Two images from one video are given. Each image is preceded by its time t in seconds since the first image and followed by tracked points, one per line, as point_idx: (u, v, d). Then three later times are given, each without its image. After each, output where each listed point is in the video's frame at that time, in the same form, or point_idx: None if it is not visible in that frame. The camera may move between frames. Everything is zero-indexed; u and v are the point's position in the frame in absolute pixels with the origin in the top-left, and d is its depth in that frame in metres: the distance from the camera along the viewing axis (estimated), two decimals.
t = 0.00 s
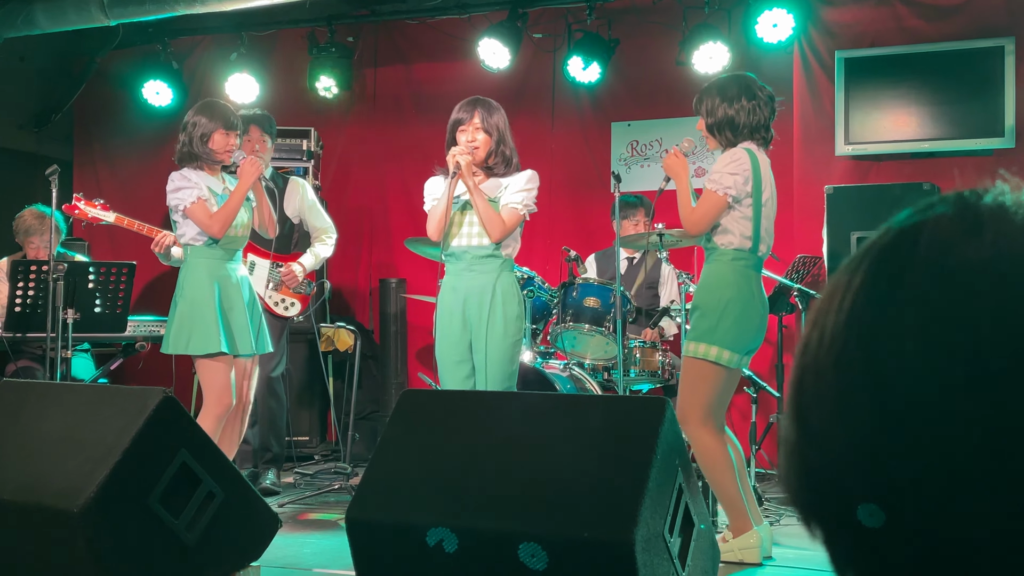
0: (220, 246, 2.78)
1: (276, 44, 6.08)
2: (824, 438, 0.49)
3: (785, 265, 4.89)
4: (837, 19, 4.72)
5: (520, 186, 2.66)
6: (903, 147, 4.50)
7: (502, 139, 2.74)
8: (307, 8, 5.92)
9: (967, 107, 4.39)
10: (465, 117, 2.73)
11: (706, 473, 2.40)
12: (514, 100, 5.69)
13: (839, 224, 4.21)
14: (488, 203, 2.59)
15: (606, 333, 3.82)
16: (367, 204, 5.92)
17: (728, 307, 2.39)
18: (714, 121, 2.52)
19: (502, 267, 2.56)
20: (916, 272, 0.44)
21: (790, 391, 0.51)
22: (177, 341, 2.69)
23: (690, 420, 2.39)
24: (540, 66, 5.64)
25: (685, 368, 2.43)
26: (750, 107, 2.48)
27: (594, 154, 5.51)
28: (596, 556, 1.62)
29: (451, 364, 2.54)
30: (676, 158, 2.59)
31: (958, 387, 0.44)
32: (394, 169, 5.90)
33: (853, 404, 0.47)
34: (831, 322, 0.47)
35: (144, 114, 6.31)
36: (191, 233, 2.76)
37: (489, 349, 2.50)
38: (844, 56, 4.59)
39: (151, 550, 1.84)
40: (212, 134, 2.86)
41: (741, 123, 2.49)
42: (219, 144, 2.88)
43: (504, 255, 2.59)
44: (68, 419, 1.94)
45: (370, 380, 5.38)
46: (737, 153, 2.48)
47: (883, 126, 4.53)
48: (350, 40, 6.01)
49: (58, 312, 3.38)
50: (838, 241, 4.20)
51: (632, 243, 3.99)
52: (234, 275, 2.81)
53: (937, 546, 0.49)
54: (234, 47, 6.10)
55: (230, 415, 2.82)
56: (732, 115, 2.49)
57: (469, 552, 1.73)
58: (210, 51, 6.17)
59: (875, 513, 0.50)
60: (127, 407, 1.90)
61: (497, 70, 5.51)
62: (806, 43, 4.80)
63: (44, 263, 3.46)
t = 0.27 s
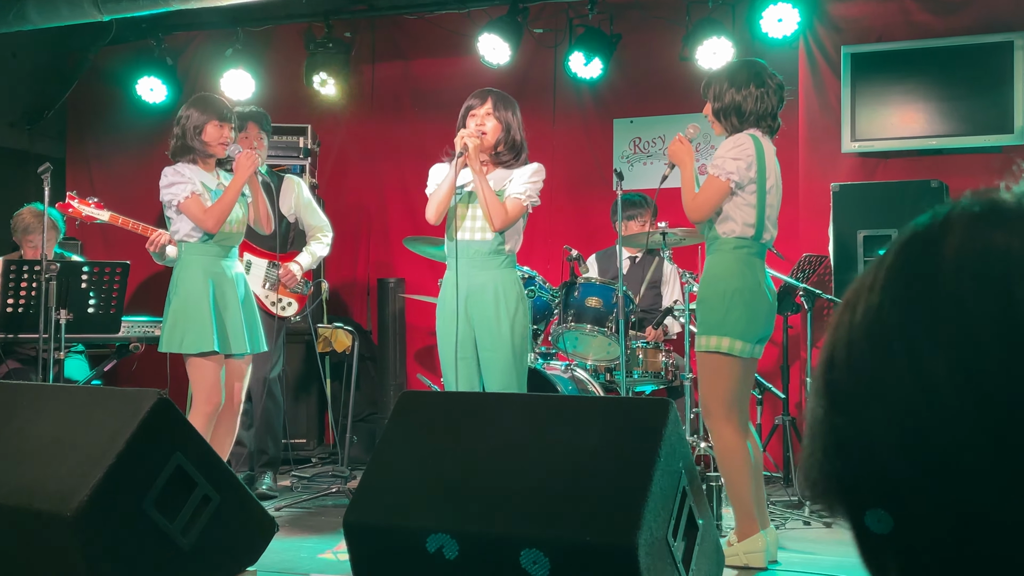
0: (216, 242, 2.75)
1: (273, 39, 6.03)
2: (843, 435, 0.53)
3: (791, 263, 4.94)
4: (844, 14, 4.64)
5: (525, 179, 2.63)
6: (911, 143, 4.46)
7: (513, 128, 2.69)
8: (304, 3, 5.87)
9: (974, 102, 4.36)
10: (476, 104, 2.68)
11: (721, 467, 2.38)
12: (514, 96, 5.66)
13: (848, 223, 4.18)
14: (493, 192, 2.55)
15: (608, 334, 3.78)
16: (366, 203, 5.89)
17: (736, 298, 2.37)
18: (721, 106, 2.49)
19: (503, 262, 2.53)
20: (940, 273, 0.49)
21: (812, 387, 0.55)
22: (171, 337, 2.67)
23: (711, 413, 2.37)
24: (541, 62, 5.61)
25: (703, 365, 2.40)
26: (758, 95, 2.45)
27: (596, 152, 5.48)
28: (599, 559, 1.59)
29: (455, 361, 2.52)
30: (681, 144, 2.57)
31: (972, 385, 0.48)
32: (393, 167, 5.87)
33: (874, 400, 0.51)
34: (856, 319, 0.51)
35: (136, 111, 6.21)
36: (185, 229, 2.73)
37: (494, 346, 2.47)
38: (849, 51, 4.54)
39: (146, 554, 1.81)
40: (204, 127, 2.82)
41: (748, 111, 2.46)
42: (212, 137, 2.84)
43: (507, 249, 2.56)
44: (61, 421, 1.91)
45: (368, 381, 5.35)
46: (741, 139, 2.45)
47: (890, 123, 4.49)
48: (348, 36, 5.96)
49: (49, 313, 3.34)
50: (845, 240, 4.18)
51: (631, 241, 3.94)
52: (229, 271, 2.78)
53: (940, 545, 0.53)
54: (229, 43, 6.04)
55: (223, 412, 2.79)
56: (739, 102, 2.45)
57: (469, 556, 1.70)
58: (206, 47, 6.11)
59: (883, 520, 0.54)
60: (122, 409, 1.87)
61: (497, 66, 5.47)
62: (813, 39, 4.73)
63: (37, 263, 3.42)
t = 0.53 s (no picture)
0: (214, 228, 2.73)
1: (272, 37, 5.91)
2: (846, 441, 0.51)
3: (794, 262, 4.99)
4: (849, 10, 4.63)
5: (530, 178, 2.60)
6: (915, 140, 4.40)
7: (517, 128, 2.66)
8: None
9: (980, 100, 4.30)
10: (480, 101, 2.66)
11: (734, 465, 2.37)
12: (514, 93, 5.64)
13: (852, 221, 4.15)
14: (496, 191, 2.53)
15: (610, 334, 3.75)
16: (365, 201, 5.87)
17: (743, 295, 2.35)
18: (725, 100, 2.46)
19: (507, 261, 2.51)
20: (931, 277, 0.47)
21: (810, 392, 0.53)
22: (162, 334, 2.65)
23: (733, 412, 2.36)
24: (541, 58, 5.59)
25: (715, 364, 2.40)
26: (762, 88, 2.42)
27: (598, 150, 5.46)
28: (601, 562, 1.56)
29: (457, 361, 2.49)
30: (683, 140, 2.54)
31: (968, 385, 0.47)
32: (391, 166, 5.86)
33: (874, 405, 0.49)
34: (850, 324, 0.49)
35: (131, 108, 6.16)
36: (181, 222, 2.69)
37: (497, 347, 2.45)
38: (854, 47, 4.50)
39: (141, 557, 1.79)
40: (199, 119, 2.81)
41: (752, 105, 2.44)
42: (207, 128, 2.83)
43: (511, 248, 2.54)
44: (54, 423, 1.88)
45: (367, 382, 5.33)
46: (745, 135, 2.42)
47: (894, 120, 4.44)
48: (346, 32, 5.94)
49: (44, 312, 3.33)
50: (850, 239, 4.14)
51: (638, 240, 3.96)
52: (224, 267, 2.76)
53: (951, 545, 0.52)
54: (225, 40, 6.00)
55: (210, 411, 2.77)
56: (744, 96, 2.43)
57: (468, 560, 1.68)
58: (201, 44, 6.06)
59: (892, 526, 0.53)
60: (116, 410, 1.84)
61: (497, 62, 5.46)
62: (816, 34, 4.73)
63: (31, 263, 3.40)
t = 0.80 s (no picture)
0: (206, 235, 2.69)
1: (265, 31, 5.93)
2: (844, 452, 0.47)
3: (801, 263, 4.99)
4: (855, 4, 4.56)
5: (538, 180, 2.58)
6: (924, 138, 4.35)
7: (522, 128, 2.63)
8: None
9: (990, 96, 4.25)
10: (482, 102, 2.63)
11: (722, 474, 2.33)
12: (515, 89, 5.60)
13: (860, 221, 4.12)
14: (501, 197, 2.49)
15: (613, 336, 3.72)
16: (362, 200, 5.82)
17: (746, 303, 2.31)
18: (733, 107, 2.43)
19: (512, 264, 2.47)
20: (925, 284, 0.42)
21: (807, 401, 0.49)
22: (156, 339, 2.61)
23: (710, 421, 2.31)
24: (542, 53, 5.55)
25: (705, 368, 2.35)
26: (772, 92, 2.40)
27: (599, 148, 5.42)
28: (603, 569, 1.53)
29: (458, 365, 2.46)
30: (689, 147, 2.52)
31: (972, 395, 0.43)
32: (389, 164, 5.81)
33: (872, 416, 0.45)
34: (847, 330, 0.45)
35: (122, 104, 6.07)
36: (173, 226, 2.67)
37: (500, 351, 2.42)
38: (861, 42, 4.45)
39: (133, 564, 1.75)
40: (191, 122, 2.78)
41: (762, 110, 2.41)
42: (199, 132, 2.80)
43: (515, 252, 2.50)
44: (46, 426, 1.85)
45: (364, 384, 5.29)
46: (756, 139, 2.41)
47: (903, 117, 4.39)
48: (343, 28, 5.89)
49: (36, 313, 3.30)
50: (858, 239, 4.11)
51: (640, 239, 3.91)
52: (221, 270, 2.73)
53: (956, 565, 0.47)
54: (220, 36, 5.94)
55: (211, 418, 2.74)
56: (752, 101, 2.40)
57: (467, 567, 1.64)
58: (195, 39, 5.99)
59: (900, 534, 0.48)
60: (108, 413, 1.81)
61: (497, 58, 5.43)
62: (823, 29, 4.66)
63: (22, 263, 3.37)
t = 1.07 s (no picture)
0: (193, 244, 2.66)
1: (260, 27, 5.92)
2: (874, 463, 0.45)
3: (807, 263, 4.98)
4: None
5: (540, 182, 2.53)
6: (935, 134, 4.31)
7: (525, 128, 2.58)
8: None
9: (1001, 91, 4.20)
10: (487, 100, 2.58)
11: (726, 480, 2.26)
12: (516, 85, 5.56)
13: (870, 220, 4.08)
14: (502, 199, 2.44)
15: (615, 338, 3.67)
16: (359, 198, 5.78)
17: (755, 307, 2.26)
18: (753, 107, 2.39)
19: (512, 268, 2.43)
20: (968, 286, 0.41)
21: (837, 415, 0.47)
22: (152, 351, 2.57)
23: (715, 425, 2.24)
24: (543, 48, 5.51)
25: (712, 372, 2.30)
26: (789, 93, 2.40)
27: (602, 145, 5.38)
28: None
29: (456, 370, 2.41)
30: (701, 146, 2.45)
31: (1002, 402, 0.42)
32: (386, 163, 5.77)
33: (911, 418, 0.43)
34: (876, 340, 0.43)
35: (114, 101, 6.02)
36: (161, 234, 2.63)
37: (500, 356, 2.37)
38: (869, 37, 4.41)
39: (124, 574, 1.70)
40: (182, 128, 2.74)
41: (780, 111, 2.40)
42: (190, 138, 2.76)
43: (517, 255, 2.46)
44: (36, 432, 1.80)
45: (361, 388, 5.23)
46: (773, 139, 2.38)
47: (913, 113, 4.34)
48: (338, 23, 5.83)
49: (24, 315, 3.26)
50: (866, 238, 4.07)
51: (644, 239, 3.86)
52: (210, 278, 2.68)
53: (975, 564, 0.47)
54: (212, 31, 5.89)
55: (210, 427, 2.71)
56: (771, 102, 2.38)
57: None
58: (187, 34, 5.94)
59: (907, 544, 0.48)
60: (100, 418, 1.76)
61: (497, 54, 5.40)
62: (831, 24, 4.59)
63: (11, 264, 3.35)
